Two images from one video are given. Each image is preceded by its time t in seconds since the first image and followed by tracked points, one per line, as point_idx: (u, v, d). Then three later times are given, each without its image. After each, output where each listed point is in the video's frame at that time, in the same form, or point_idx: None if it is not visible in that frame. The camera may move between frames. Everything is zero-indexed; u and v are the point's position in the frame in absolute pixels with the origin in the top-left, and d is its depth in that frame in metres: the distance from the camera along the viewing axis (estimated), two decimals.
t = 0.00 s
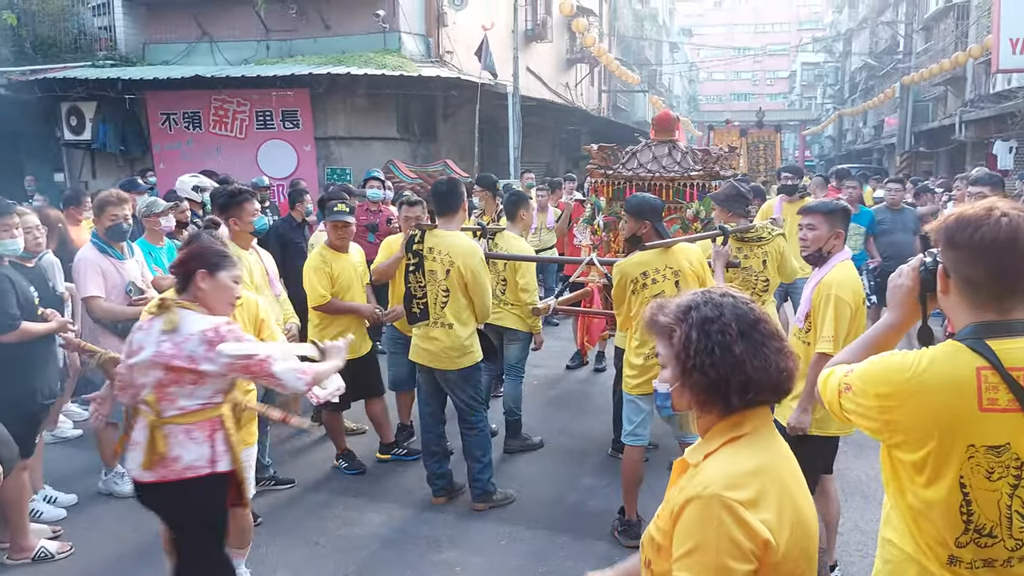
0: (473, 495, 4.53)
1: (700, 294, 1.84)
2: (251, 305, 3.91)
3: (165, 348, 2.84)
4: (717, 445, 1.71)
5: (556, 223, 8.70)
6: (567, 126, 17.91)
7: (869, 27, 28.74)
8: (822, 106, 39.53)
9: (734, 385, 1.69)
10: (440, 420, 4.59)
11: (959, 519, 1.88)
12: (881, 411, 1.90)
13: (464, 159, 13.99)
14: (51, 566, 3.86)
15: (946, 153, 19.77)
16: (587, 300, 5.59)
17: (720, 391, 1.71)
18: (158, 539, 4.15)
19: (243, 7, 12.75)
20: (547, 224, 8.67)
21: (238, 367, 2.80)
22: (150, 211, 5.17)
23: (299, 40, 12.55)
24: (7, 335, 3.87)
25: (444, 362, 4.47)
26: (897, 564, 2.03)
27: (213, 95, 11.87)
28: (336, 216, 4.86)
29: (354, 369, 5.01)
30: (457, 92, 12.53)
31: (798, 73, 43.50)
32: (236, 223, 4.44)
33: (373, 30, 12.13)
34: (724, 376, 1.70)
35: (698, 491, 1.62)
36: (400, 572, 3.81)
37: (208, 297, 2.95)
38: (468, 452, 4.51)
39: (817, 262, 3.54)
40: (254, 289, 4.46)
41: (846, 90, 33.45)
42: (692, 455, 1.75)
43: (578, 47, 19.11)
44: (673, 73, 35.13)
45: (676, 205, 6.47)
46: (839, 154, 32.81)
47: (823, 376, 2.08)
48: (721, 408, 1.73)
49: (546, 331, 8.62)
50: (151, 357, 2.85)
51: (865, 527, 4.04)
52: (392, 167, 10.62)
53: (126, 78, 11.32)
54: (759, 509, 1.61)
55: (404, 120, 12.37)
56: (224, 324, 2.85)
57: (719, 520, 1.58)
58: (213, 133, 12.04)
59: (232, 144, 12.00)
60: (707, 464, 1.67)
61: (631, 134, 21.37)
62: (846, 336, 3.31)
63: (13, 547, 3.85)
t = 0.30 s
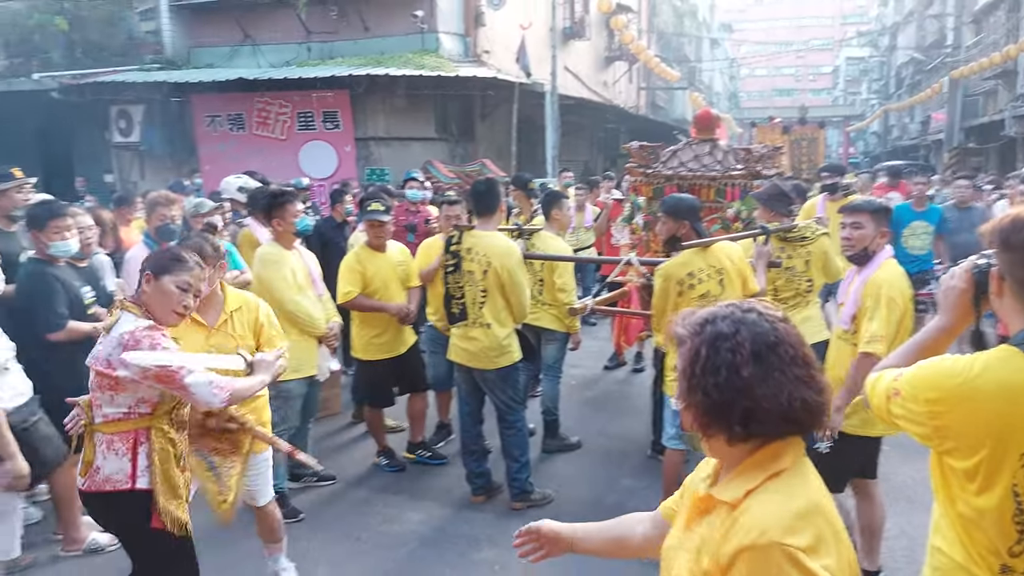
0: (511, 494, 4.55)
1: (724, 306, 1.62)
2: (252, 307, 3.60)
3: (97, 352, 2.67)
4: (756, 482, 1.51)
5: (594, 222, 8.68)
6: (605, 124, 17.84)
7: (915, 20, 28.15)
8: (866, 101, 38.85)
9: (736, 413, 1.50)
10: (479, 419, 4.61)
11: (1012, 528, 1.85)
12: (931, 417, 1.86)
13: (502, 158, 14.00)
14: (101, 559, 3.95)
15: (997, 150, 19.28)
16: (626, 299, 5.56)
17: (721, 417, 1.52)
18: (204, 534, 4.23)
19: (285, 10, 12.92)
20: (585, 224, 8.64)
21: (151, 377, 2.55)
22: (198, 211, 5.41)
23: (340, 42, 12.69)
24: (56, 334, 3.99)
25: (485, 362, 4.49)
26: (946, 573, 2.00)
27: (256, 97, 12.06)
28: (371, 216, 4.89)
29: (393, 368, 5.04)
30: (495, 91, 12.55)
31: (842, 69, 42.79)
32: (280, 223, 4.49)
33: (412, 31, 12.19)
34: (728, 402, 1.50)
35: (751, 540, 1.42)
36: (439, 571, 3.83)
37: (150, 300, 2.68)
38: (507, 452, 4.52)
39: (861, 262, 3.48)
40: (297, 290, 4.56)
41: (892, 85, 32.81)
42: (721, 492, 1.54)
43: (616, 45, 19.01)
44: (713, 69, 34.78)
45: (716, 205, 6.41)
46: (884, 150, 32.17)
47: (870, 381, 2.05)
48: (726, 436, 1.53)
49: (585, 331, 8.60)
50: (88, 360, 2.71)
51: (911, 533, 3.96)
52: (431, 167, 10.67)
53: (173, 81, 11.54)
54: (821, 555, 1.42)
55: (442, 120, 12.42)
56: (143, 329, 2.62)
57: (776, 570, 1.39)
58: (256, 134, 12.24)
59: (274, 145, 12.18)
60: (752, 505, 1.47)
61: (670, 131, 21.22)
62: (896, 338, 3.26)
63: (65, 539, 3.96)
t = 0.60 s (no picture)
0: (563, 496, 4.58)
1: (749, 331, 1.59)
2: (238, 317, 3.36)
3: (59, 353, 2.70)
4: (807, 519, 1.52)
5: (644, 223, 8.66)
6: (655, 123, 17.72)
7: (976, 12, 27.35)
8: (923, 96, 37.95)
9: (798, 440, 1.47)
10: (530, 422, 4.65)
11: None
12: (995, 428, 1.85)
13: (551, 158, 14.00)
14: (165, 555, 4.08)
15: None
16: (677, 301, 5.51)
17: (782, 445, 1.48)
18: (263, 530, 4.36)
19: (338, 13, 13.11)
20: (636, 224, 8.61)
21: (48, 405, 2.49)
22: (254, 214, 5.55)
23: (391, 44, 12.83)
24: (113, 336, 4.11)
25: (534, 364, 4.53)
26: None
27: (309, 100, 12.27)
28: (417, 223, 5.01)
29: (439, 372, 5.09)
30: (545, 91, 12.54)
31: (899, 63, 41.80)
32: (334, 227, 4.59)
33: (462, 32, 12.27)
34: (788, 429, 1.47)
35: None
36: (492, 571, 3.89)
37: (107, 326, 2.67)
38: (559, 454, 4.56)
39: (904, 264, 3.43)
40: (351, 291, 4.59)
41: (951, 79, 31.95)
42: (771, 531, 1.54)
43: (666, 42, 18.88)
44: (766, 65, 34.29)
45: (772, 205, 6.36)
46: (943, 146, 31.35)
47: (932, 392, 2.03)
48: (784, 465, 1.50)
49: (636, 333, 8.59)
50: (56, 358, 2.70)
51: (972, 542, 3.90)
52: (480, 167, 10.74)
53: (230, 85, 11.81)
54: None
55: (491, 121, 12.49)
56: (72, 352, 2.63)
57: None
58: (310, 137, 12.47)
59: (327, 148, 12.39)
60: (814, 541, 1.48)
61: (721, 129, 21.00)
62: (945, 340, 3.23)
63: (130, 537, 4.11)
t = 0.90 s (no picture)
0: (576, 497, 4.62)
1: (717, 336, 1.60)
2: (178, 335, 2.92)
3: None
4: (768, 528, 1.52)
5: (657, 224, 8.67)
6: (667, 123, 17.72)
7: (989, 12, 27.21)
8: (935, 96, 37.81)
9: (771, 447, 1.49)
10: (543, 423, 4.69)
11: None
12: (1006, 432, 1.89)
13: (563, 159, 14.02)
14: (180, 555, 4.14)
15: None
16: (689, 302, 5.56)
17: (754, 455, 1.50)
18: (277, 531, 4.40)
19: (350, 15, 13.16)
20: (649, 224, 8.64)
21: None
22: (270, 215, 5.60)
23: (403, 45, 12.87)
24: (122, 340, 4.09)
25: (546, 365, 4.55)
26: None
27: (322, 101, 12.34)
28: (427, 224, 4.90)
29: (442, 372, 5.08)
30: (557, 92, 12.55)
31: (910, 62, 41.63)
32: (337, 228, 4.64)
33: (474, 33, 12.30)
34: (761, 437, 1.49)
35: None
36: (504, 571, 3.93)
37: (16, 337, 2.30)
38: (572, 454, 4.59)
39: (891, 265, 3.44)
40: (359, 291, 4.52)
41: (963, 79, 31.80)
42: (736, 540, 1.54)
43: (678, 43, 18.87)
44: (777, 66, 34.21)
45: (783, 206, 6.40)
46: (955, 146, 31.21)
47: (942, 394, 2.06)
48: (753, 473, 1.52)
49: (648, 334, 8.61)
50: None
51: (984, 544, 3.92)
52: (493, 168, 10.77)
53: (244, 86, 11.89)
54: None
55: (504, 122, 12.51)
56: None
57: None
58: (323, 137, 12.55)
59: (340, 148, 12.45)
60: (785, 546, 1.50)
61: (733, 129, 20.98)
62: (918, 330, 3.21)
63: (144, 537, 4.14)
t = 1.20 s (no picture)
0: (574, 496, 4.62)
1: (650, 338, 1.55)
2: (86, 348, 2.80)
3: None
4: (712, 538, 1.49)
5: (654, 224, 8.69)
6: (664, 122, 17.75)
7: (985, 11, 27.27)
8: (932, 95, 37.86)
9: (701, 453, 1.45)
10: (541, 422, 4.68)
11: None
12: (999, 429, 1.89)
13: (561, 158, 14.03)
14: (176, 556, 4.15)
15: None
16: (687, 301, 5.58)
17: (683, 461, 1.46)
18: (273, 532, 4.39)
19: (347, 14, 13.17)
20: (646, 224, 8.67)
21: None
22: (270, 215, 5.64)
23: (401, 45, 12.88)
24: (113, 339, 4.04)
25: (543, 364, 4.56)
26: None
27: (319, 100, 12.35)
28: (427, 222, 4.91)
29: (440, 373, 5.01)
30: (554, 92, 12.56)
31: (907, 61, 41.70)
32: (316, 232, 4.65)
33: (472, 33, 12.30)
34: (691, 443, 1.45)
35: None
36: (502, 571, 3.93)
37: None
38: (570, 454, 4.60)
39: (870, 265, 3.41)
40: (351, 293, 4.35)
41: (959, 78, 31.86)
42: (682, 552, 1.49)
43: (676, 42, 18.88)
44: (774, 65, 34.24)
45: (779, 205, 6.38)
46: (952, 145, 31.28)
47: (937, 393, 2.06)
48: (683, 480, 1.48)
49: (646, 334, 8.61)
50: None
51: (981, 542, 3.93)
52: (491, 167, 10.76)
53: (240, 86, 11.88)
54: None
55: (501, 121, 12.50)
56: None
57: None
58: (320, 137, 12.55)
59: (338, 147, 12.46)
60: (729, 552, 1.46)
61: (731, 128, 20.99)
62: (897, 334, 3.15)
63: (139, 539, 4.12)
